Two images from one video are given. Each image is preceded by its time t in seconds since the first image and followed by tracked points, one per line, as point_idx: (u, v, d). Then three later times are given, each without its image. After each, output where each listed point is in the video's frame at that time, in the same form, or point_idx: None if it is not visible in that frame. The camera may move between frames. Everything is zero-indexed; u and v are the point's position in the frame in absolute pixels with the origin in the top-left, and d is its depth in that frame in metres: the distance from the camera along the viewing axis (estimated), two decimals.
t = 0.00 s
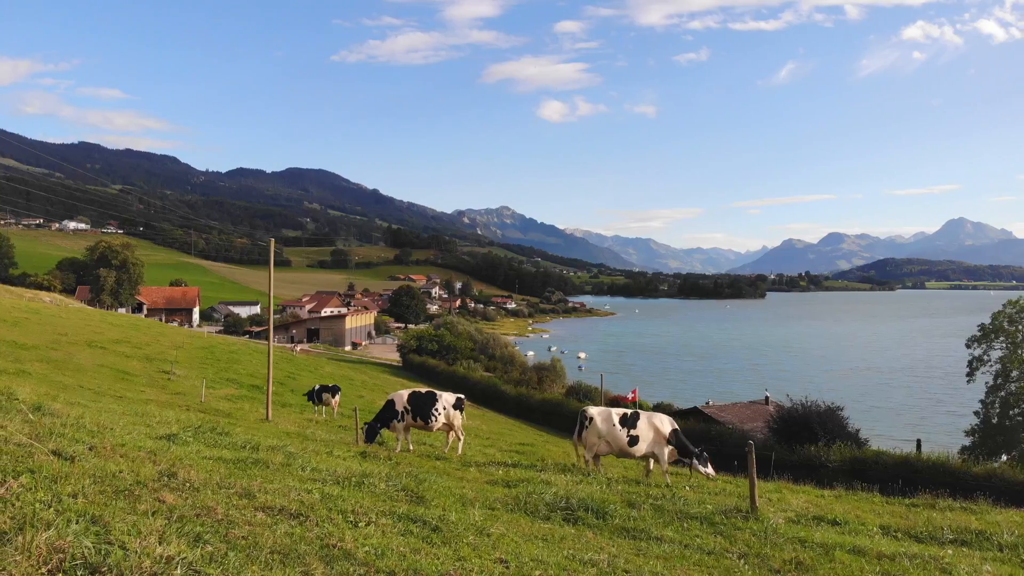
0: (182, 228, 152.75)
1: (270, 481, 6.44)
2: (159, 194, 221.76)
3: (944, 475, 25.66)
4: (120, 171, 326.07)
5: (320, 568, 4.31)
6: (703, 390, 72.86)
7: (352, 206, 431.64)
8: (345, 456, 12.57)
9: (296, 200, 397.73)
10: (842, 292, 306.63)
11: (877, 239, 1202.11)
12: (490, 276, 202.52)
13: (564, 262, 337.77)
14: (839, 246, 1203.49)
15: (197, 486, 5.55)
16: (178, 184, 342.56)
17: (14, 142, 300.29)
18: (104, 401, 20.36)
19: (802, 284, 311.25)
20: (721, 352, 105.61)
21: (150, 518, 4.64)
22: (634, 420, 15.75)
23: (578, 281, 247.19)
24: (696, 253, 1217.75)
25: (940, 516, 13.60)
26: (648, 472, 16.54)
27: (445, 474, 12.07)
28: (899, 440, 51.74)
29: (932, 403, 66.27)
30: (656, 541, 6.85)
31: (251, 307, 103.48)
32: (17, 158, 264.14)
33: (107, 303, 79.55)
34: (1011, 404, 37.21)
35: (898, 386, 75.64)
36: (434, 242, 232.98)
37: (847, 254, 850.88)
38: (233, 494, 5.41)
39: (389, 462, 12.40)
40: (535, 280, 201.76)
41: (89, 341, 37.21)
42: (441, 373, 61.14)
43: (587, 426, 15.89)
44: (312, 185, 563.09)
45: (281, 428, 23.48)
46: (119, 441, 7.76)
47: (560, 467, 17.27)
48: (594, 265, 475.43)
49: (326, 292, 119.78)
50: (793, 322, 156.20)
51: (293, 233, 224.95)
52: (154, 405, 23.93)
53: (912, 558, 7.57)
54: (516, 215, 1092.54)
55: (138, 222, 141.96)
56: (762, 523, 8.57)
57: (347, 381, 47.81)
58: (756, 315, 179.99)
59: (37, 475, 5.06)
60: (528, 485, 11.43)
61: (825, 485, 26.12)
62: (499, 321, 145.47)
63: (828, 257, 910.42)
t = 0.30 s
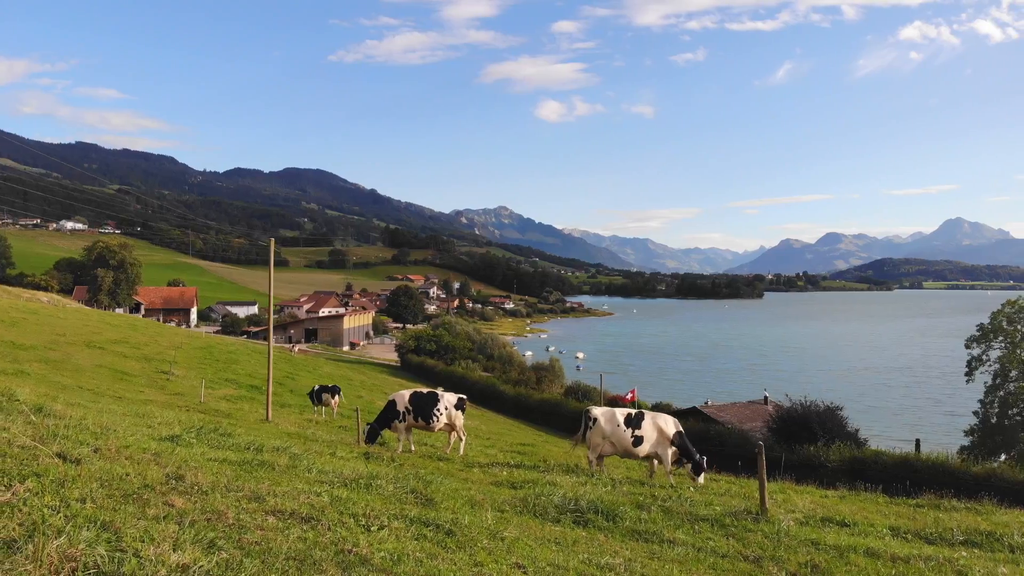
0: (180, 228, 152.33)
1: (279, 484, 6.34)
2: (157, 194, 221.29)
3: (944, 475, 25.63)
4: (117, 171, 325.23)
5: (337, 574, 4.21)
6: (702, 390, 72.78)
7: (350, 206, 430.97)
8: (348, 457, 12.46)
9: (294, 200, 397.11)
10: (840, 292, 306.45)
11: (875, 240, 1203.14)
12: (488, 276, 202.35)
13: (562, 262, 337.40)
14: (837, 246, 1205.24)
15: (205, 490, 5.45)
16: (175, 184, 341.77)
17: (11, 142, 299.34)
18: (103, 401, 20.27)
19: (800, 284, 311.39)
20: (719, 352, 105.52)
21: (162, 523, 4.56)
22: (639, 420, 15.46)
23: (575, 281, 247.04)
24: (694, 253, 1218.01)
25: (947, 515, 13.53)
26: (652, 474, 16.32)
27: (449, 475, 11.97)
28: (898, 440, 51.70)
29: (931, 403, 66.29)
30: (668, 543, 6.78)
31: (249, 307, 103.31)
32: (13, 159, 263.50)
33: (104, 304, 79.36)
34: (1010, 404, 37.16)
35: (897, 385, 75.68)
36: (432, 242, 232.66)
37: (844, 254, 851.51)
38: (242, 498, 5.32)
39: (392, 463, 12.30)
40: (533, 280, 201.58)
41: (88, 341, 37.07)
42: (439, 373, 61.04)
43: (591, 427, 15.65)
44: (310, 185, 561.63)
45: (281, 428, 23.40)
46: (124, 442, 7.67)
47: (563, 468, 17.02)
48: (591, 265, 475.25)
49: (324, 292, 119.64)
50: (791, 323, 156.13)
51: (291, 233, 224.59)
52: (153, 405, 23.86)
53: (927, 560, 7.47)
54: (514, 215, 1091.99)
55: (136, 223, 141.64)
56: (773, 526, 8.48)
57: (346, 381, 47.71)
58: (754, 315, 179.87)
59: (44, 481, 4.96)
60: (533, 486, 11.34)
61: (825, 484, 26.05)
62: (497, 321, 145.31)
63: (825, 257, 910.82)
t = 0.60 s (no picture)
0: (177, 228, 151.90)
1: (286, 486, 6.23)
2: (154, 194, 220.76)
3: (944, 475, 25.48)
4: (115, 171, 324.73)
5: None
6: (701, 390, 72.66)
7: (347, 206, 430.50)
8: (351, 458, 12.33)
9: (292, 200, 396.62)
10: (837, 292, 306.70)
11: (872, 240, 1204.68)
12: (486, 276, 202.21)
13: (560, 262, 337.22)
14: (834, 246, 1206.78)
15: (214, 493, 5.33)
16: (173, 184, 341.09)
17: (7, 142, 298.52)
18: (102, 401, 20.15)
19: (797, 284, 311.49)
20: (718, 352, 105.51)
21: (174, 527, 4.45)
22: (642, 420, 15.03)
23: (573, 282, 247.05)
24: (692, 254, 1218.61)
25: (954, 517, 13.39)
26: (657, 475, 15.93)
27: (453, 476, 11.81)
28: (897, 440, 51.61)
29: (930, 403, 66.32)
30: (683, 546, 6.65)
31: (247, 307, 103.09)
32: (10, 159, 262.79)
33: (102, 303, 79.12)
34: (1009, 403, 37.02)
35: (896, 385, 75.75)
36: (429, 242, 232.33)
37: (842, 255, 852.48)
38: (252, 500, 5.21)
39: (394, 464, 12.14)
40: (531, 280, 201.50)
41: (86, 341, 36.92)
42: (438, 373, 60.90)
43: (594, 427, 15.28)
44: (308, 185, 561.10)
45: (281, 429, 23.28)
46: (127, 444, 7.56)
47: (571, 471, 16.70)
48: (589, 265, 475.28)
49: (322, 292, 119.51)
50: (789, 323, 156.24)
51: (289, 233, 224.32)
52: (153, 406, 23.73)
53: (940, 562, 7.39)
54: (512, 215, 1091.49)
55: (133, 222, 141.26)
56: (786, 527, 8.36)
57: (346, 381, 47.58)
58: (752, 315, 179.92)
59: (50, 484, 4.86)
60: (539, 487, 11.21)
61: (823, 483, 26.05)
62: (495, 321, 145.21)
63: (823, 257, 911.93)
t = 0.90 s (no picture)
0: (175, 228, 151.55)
1: (294, 488, 6.11)
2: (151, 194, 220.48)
3: (943, 476, 25.43)
4: (112, 171, 324.21)
5: None
6: (700, 390, 72.58)
7: (345, 206, 430.03)
8: (355, 458, 12.23)
9: (289, 199, 396.14)
10: (834, 292, 306.93)
11: (870, 241, 1205.60)
12: (484, 276, 202.01)
13: (557, 262, 337.04)
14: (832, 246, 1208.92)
15: (224, 495, 5.21)
16: (171, 183, 340.63)
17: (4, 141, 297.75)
18: (102, 401, 20.02)
19: (795, 284, 311.37)
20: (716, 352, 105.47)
21: (186, 532, 4.35)
22: (647, 421, 14.85)
23: (571, 282, 246.95)
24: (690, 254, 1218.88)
25: (961, 517, 13.27)
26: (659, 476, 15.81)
27: (458, 477, 11.71)
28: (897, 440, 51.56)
29: (929, 403, 66.40)
30: (697, 550, 6.54)
31: (245, 307, 102.85)
32: (6, 158, 262.22)
33: (99, 304, 78.90)
34: (1008, 404, 36.99)
35: (894, 385, 75.82)
36: (427, 242, 232.14)
37: (840, 255, 853.22)
38: (263, 503, 5.11)
39: (398, 464, 12.05)
40: (529, 280, 201.42)
41: (84, 341, 36.78)
42: (436, 373, 60.76)
43: (598, 427, 15.09)
44: (306, 185, 560.20)
45: (280, 429, 23.17)
46: (131, 445, 7.44)
47: (573, 470, 16.60)
48: (587, 265, 475.39)
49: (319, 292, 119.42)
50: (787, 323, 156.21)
51: (286, 233, 223.97)
52: (151, 406, 23.60)
53: (954, 564, 7.30)
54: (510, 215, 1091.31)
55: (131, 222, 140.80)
56: (797, 529, 8.29)
57: (344, 381, 47.47)
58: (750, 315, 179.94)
59: (56, 487, 4.74)
60: (544, 488, 11.13)
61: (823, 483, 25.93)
62: (492, 321, 145.07)
63: (821, 257, 912.62)
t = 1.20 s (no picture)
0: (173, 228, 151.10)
1: (303, 490, 5.99)
2: (149, 194, 220.04)
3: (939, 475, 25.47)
4: (109, 171, 323.56)
5: None
6: (699, 391, 72.50)
7: (343, 207, 429.52)
8: (359, 458, 12.12)
9: (287, 199, 395.52)
10: (832, 292, 307.01)
11: (868, 241, 1207.15)
12: (482, 276, 201.84)
13: (555, 262, 336.91)
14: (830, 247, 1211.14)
15: (234, 497, 5.12)
16: (168, 183, 340.10)
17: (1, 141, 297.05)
18: (101, 402, 19.90)
19: (793, 284, 311.50)
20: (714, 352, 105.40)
21: (198, 537, 4.25)
22: (653, 421, 14.69)
23: (569, 282, 246.84)
24: (688, 254, 1219.43)
25: (969, 518, 13.15)
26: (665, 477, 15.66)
27: (462, 477, 11.62)
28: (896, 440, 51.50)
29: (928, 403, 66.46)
30: (712, 552, 6.47)
31: (243, 308, 102.68)
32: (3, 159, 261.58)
33: (97, 304, 78.68)
34: (1007, 404, 36.92)
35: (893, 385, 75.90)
36: (425, 243, 231.98)
37: (837, 256, 854.07)
38: (275, 505, 5.01)
39: (402, 464, 11.95)
40: (527, 280, 201.29)
41: (82, 341, 36.63)
42: (435, 373, 60.67)
43: (603, 428, 15.02)
44: (303, 185, 559.22)
45: (281, 429, 23.05)
46: (136, 446, 7.32)
47: (578, 470, 16.57)
48: (585, 265, 475.38)
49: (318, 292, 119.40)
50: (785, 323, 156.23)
51: (284, 233, 223.76)
52: (150, 407, 23.46)
53: (971, 566, 7.17)
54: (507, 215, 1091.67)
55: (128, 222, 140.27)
56: (809, 530, 8.19)
57: (343, 382, 47.33)
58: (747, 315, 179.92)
59: (61, 490, 4.64)
60: (550, 489, 11.02)
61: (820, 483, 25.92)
62: (491, 321, 144.93)
63: (818, 257, 913.62)
